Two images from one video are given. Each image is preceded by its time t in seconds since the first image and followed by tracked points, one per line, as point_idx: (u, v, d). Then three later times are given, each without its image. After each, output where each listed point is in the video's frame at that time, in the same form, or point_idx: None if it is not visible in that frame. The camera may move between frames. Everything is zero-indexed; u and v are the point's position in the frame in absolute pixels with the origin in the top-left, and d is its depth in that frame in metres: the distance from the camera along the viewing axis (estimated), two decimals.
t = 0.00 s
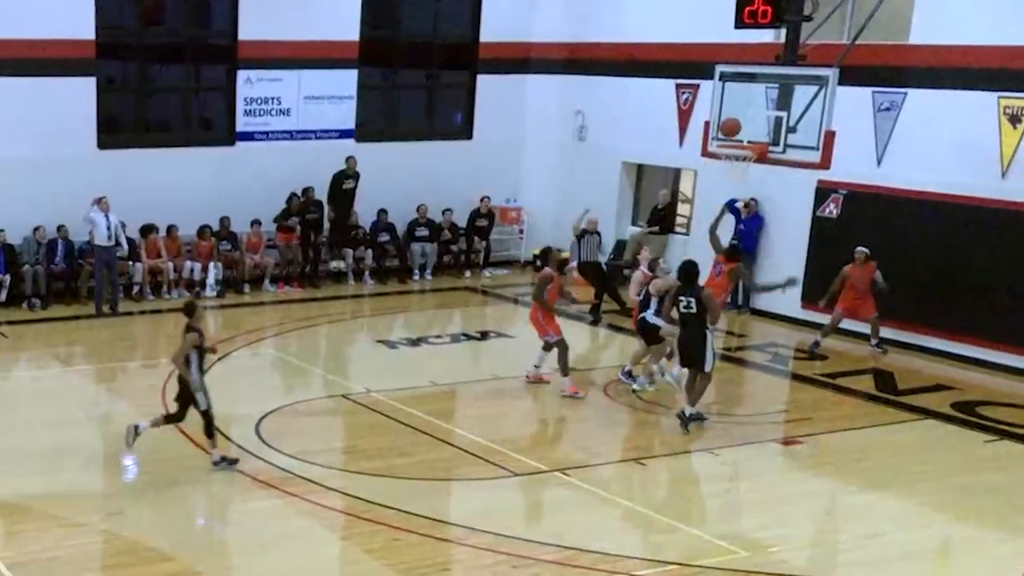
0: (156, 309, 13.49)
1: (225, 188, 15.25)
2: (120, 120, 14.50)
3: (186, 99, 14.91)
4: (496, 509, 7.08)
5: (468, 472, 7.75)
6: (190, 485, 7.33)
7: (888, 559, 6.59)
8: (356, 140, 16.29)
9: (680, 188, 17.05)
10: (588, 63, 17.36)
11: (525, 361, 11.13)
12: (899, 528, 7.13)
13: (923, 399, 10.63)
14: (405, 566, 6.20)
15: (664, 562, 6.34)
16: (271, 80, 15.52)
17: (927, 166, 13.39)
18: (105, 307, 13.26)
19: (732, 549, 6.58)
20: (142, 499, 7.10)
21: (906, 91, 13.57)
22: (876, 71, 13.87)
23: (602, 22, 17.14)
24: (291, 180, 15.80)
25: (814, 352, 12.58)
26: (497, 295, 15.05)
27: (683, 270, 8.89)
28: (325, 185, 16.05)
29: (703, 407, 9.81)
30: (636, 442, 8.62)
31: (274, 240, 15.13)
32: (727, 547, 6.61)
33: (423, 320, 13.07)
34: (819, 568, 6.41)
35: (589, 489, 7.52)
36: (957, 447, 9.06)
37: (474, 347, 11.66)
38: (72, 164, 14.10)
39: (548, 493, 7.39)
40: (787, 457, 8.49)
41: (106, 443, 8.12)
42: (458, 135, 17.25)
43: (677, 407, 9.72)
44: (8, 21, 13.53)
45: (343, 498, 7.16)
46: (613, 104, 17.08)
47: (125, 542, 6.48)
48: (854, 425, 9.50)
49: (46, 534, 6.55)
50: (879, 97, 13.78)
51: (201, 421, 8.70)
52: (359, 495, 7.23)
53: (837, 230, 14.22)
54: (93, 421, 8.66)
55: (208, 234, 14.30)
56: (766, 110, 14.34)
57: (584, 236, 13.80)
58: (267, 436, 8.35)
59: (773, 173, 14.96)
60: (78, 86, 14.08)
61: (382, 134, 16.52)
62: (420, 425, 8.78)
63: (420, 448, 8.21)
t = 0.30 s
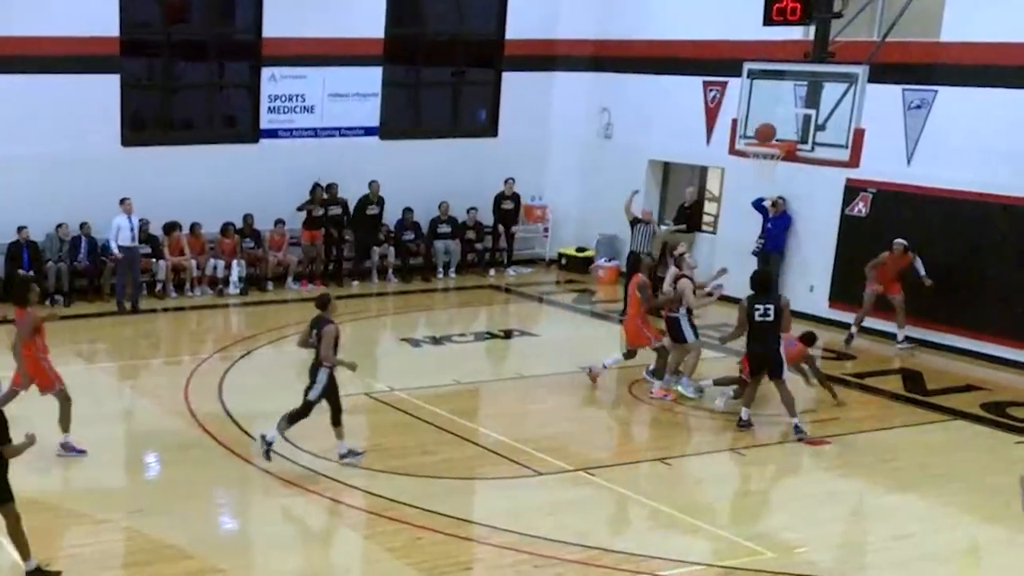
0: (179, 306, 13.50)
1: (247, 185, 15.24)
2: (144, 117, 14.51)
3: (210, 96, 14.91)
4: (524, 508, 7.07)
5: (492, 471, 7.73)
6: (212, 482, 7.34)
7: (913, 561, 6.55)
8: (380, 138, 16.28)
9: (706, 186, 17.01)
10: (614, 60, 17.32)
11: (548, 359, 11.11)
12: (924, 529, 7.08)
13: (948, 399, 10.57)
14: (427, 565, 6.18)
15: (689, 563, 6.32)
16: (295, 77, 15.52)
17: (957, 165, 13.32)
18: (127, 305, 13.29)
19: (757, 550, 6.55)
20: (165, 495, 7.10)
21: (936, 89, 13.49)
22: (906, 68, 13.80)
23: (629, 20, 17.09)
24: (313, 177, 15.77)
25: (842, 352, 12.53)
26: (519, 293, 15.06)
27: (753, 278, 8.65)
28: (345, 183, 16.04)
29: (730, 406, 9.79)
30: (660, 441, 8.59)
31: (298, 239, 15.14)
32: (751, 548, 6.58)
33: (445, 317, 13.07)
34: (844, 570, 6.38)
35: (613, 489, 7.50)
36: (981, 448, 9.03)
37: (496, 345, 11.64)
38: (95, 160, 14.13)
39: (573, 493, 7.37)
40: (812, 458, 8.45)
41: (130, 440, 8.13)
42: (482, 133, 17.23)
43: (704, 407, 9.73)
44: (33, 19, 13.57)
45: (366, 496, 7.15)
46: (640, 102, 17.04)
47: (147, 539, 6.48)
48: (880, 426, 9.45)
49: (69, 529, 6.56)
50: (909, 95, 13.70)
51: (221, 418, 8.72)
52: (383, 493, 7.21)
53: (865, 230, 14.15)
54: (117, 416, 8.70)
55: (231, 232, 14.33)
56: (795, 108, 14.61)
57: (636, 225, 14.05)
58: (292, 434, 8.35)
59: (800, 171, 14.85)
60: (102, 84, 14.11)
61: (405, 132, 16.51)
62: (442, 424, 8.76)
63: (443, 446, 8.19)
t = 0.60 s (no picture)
0: (194, 304, 13.53)
1: (262, 184, 15.24)
2: (159, 116, 14.52)
3: (226, 95, 14.92)
4: (540, 508, 7.05)
5: (507, 470, 7.70)
6: (226, 481, 7.33)
7: (930, 563, 6.52)
8: (395, 136, 16.27)
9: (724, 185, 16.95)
10: (631, 58, 17.28)
11: (565, 359, 11.08)
12: (940, 531, 7.05)
13: (964, 399, 10.54)
14: (442, 564, 6.16)
15: (706, 563, 6.29)
16: (311, 75, 15.50)
17: (976, 164, 13.28)
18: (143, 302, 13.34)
19: (774, 551, 6.53)
20: (179, 494, 7.11)
21: (957, 87, 13.42)
22: (926, 67, 13.73)
23: (647, 18, 17.04)
24: (327, 175, 15.76)
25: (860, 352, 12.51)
26: (535, 292, 15.04)
27: (808, 279, 8.50)
28: (359, 182, 16.03)
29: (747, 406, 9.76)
30: (676, 441, 8.56)
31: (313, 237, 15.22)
32: (768, 548, 6.56)
33: (461, 316, 13.05)
34: (860, 571, 6.35)
35: (628, 488, 7.48)
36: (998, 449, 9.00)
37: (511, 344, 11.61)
38: (109, 158, 14.14)
39: (589, 493, 7.35)
40: (827, 459, 8.41)
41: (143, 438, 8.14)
42: (498, 132, 17.20)
43: (723, 407, 9.69)
44: (51, 17, 13.61)
45: (380, 495, 7.13)
46: (657, 101, 16.99)
47: (161, 537, 6.48)
48: (896, 427, 9.41)
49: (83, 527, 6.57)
50: (930, 93, 13.63)
51: (236, 416, 8.71)
52: (397, 492, 7.20)
53: (883, 230, 14.11)
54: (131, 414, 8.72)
55: (246, 231, 14.33)
56: (814, 107, 14.65)
57: (661, 220, 13.54)
58: (307, 433, 8.33)
59: (821, 171, 14.82)
60: (117, 82, 14.12)
61: (420, 131, 16.49)
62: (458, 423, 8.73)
63: (459, 446, 8.17)
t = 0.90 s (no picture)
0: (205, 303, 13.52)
1: (272, 183, 15.23)
2: (171, 114, 14.52)
3: (239, 93, 14.92)
4: (553, 508, 7.04)
5: (520, 470, 7.69)
6: (237, 481, 7.31)
7: (943, 564, 6.49)
8: (408, 135, 16.25)
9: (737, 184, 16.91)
10: (645, 57, 17.25)
11: (580, 359, 11.06)
12: (954, 532, 7.02)
13: (977, 399, 10.53)
14: (452, 564, 6.15)
15: (719, 564, 6.28)
16: (323, 74, 15.50)
17: (990, 164, 13.25)
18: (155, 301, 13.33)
19: (788, 551, 6.51)
20: (189, 492, 7.11)
21: (973, 86, 13.38)
22: (942, 65, 13.69)
23: (661, 16, 17.01)
24: (338, 174, 15.75)
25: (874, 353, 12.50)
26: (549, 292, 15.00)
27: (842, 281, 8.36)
28: (370, 181, 16.02)
29: (762, 407, 9.73)
30: (689, 441, 8.53)
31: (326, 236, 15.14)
32: (781, 549, 6.54)
33: (473, 316, 13.02)
34: (874, 572, 6.33)
35: (641, 489, 7.46)
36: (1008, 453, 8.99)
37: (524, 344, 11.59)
38: (120, 156, 14.13)
39: (602, 493, 7.33)
40: (840, 460, 8.38)
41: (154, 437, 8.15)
42: (511, 130, 17.18)
43: (737, 408, 9.67)
44: (64, 16, 13.64)
45: (392, 495, 7.12)
46: (670, 100, 16.96)
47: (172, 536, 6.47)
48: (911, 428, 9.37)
49: (95, 526, 6.57)
50: (946, 92, 13.60)
51: (247, 415, 8.71)
52: (409, 492, 7.18)
53: (897, 229, 14.09)
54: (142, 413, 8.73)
55: (258, 228, 14.33)
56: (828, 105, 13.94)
57: (673, 220, 13.48)
58: (320, 433, 8.33)
59: (835, 170, 14.79)
60: (130, 80, 14.13)
61: (432, 130, 16.47)
62: (471, 423, 8.72)
63: (470, 445, 8.16)
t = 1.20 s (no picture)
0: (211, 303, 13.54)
1: (277, 183, 15.23)
2: (177, 114, 14.53)
3: (245, 93, 14.93)
4: (559, 508, 7.03)
5: (527, 470, 7.67)
6: (243, 481, 7.30)
7: (949, 565, 6.48)
8: (414, 134, 16.23)
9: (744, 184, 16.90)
10: (652, 57, 17.24)
11: (588, 358, 11.06)
12: (961, 533, 7.01)
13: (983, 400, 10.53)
14: (458, 564, 6.14)
15: (726, 564, 6.27)
16: (330, 73, 15.50)
17: (999, 163, 13.22)
18: (161, 300, 13.35)
19: (794, 551, 6.50)
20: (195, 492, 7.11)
21: (981, 86, 13.36)
22: (950, 65, 13.67)
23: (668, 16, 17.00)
24: (344, 173, 15.74)
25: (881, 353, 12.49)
26: (556, 292, 14.98)
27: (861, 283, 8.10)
28: (376, 180, 16.01)
29: (769, 407, 9.72)
30: (695, 441, 8.52)
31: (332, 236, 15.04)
32: (787, 549, 6.53)
33: (479, 315, 13.01)
34: (880, 573, 6.32)
35: (647, 489, 7.44)
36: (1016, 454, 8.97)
37: (530, 343, 11.58)
38: (126, 156, 14.14)
39: (609, 493, 7.32)
40: (846, 460, 8.36)
41: (160, 437, 8.15)
42: (518, 129, 17.17)
43: (745, 408, 9.66)
44: (71, 15, 13.66)
45: (398, 495, 7.11)
46: (677, 100, 16.95)
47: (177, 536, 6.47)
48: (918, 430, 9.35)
49: (101, 525, 6.57)
50: (954, 92, 13.58)
51: (254, 415, 8.71)
52: (415, 492, 7.17)
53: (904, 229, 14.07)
54: (148, 413, 8.74)
55: (262, 226, 14.09)
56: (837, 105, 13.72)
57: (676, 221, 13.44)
58: (327, 433, 8.32)
59: (844, 169, 14.77)
60: (135, 80, 14.14)
61: (439, 129, 16.46)
62: (478, 423, 8.70)
63: (478, 445, 8.15)
